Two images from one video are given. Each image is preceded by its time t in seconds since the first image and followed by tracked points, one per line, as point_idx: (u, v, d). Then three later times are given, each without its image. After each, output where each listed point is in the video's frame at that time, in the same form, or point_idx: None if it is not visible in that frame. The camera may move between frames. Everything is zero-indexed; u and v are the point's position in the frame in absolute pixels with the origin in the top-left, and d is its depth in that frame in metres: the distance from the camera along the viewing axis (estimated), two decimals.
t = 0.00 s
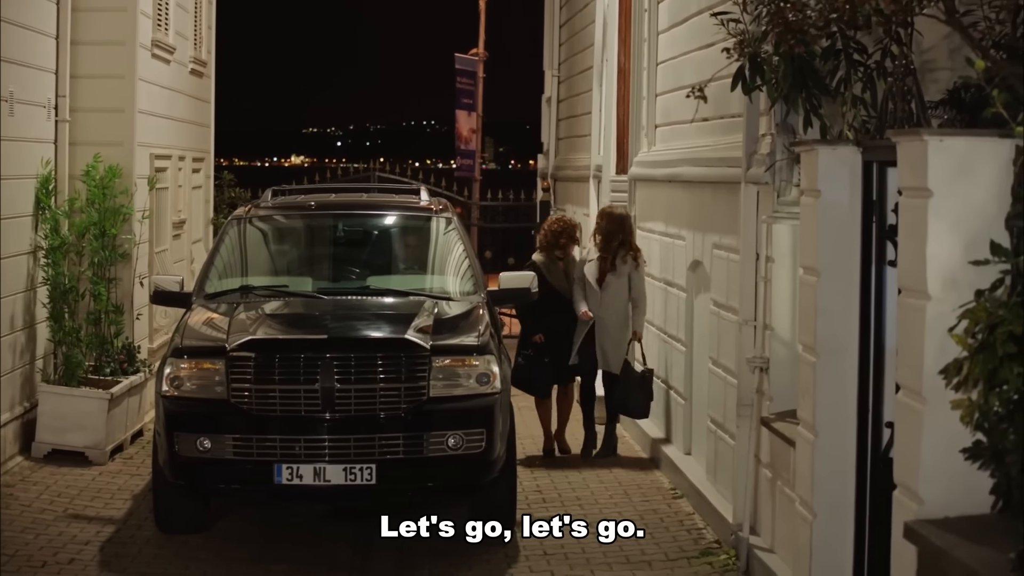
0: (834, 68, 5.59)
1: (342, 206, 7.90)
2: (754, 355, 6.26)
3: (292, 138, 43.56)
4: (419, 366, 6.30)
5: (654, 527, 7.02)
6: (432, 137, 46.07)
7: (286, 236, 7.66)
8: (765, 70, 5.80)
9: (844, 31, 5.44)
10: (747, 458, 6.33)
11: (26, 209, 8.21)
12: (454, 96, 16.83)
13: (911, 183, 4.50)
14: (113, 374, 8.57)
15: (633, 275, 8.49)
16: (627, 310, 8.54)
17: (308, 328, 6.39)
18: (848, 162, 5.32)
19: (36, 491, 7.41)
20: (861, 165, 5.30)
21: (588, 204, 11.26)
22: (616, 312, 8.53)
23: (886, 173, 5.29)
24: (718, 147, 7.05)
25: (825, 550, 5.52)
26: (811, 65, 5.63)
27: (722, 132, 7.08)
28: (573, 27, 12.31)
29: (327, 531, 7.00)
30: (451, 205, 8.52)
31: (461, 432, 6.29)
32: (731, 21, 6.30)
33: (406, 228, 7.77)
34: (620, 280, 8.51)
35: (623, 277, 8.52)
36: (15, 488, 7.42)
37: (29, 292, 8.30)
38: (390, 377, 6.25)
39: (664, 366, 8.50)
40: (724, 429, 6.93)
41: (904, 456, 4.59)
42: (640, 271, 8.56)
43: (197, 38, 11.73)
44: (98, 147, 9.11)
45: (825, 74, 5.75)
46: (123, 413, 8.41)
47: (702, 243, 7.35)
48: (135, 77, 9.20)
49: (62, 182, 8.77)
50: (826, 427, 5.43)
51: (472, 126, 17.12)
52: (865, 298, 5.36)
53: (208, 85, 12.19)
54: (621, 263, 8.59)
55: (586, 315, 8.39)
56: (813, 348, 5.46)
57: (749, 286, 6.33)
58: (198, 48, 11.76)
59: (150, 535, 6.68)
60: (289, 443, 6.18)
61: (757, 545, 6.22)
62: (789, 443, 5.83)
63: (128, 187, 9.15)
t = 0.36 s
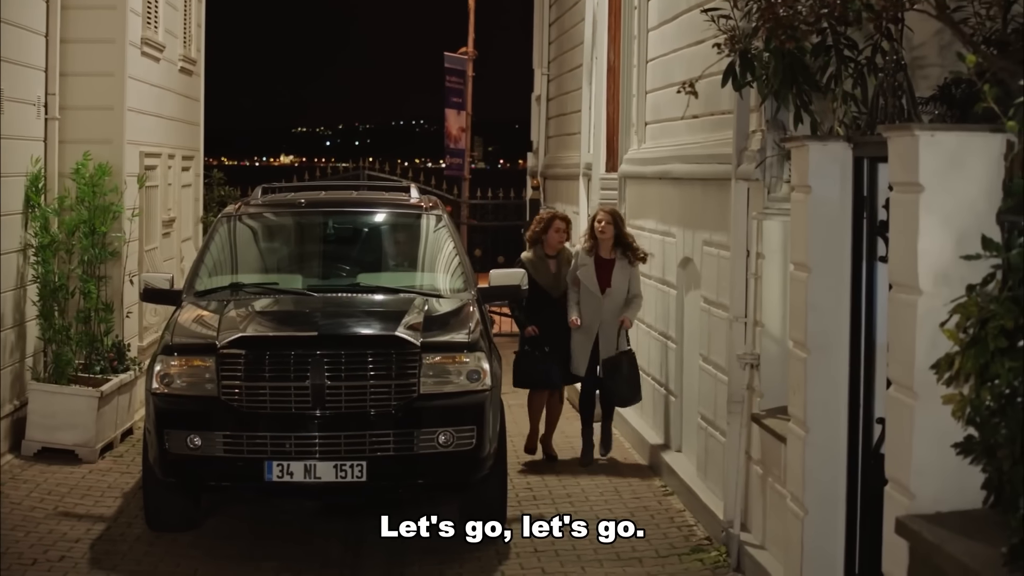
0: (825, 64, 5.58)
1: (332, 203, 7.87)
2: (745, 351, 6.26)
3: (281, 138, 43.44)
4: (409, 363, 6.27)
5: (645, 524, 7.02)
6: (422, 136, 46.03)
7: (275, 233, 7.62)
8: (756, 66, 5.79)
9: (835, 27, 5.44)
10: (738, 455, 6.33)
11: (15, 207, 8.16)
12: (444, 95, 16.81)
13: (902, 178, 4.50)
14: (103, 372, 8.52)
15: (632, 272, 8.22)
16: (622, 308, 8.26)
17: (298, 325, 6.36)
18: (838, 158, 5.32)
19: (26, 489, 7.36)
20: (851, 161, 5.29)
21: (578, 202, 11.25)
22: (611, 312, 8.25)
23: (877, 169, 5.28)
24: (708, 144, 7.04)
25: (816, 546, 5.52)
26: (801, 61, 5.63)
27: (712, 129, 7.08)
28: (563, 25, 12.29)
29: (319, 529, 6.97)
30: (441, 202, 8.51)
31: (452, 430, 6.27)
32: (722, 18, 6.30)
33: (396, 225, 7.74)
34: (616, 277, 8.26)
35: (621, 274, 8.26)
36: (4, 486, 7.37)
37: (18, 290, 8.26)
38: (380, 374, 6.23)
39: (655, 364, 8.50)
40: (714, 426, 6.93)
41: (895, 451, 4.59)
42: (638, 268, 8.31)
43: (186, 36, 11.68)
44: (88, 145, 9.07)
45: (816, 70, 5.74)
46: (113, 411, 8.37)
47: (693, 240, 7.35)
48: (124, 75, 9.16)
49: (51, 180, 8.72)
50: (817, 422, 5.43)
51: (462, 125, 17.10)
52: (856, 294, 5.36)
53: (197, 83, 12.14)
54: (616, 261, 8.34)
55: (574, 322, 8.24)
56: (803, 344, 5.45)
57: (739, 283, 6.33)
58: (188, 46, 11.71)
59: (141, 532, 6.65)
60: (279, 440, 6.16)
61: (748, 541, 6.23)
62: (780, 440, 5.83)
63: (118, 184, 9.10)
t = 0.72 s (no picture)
0: (820, 59, 5.59)
1: (328, 200, 7.86)
2: (741, 347, 6.26)
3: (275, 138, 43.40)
4: (405, 360, 6.27)
5: (641, 521, 7.01)
6: (416, 135, 46.01)
7: (270, 231, 7.60)
8: (751, 62, 5.79)
9: (831, 23, 5.45)
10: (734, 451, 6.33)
11: (10, 205, 8.14)
12: (438, 93, 16.80)
13: (898, 172, 4.49)
14: (98, 370, 8.50)
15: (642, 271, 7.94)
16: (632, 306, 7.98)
17: (294, 322, 6.35)
18: (834, 155, 5.31)
19: (22, 486, 7.33)
20: (847, 156, 5.29)
21: (573, 200, 11.24)
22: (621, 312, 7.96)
23: (872, 164, 5.28)
24: (704, 140, 7.04)
25: (812, 541, 5.52)
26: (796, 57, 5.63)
27: (707, 125, 7.08)
28: (558, 24, 12.30)
29: (314, 525, 6.96)
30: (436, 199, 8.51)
31: (447, 426, 6.26)
32: (717, 14, 6.30)
33: (392, 222, 7.73)
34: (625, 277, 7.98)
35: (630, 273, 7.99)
36: None
37: (13, 287, 8.24)
38: (375, 370, 6.22)
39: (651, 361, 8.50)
40: (710, 422, 6.94)
41: (893, 446, 4.58)
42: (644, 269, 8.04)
43: (181, 34, 11.67)
44: (83, 142, 9.06)
45: (811, 66, 5.75)
46: (108, 409, 8.34)
47: (688, 237, 7.35)
48: (119, 72, 9.15)
49: (46, 178, 8.71)
50: (814, 418, 5.43)
51: (456, 123, 17.10)
52: (852, 290, 5.36)
53: (191, 81, 12.12)
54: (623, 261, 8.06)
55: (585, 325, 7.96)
56: (800, 340, 5.45)
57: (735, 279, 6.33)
58: (183, 44, 11.70)
59: (136, 529, 6.62)
60: (275, 437, 6.14)
61: (744, 537, 6.23)
62: (777, 436, 5.83)
63: (113, 182, 9.09)
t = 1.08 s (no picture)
0: (818, 56, 5.59)
1: (325, 197, 7.85)
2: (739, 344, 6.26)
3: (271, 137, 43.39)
4: (403, 356, 6.26)
5: (638, 518, 7.00)
6: (412, 135, 46.00)
7: (268, 228, 7.60)
8: (748, 58, 5.79)
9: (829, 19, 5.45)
10: (731, 447, 6.33)
11: (8, 203, 8.12)
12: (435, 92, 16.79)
13: (897, 167, 4.49)
14: (95, 367, 8.49)
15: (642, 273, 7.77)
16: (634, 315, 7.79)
17: (292, 318, 6.34)
18: (832, 151, 5.32)
19: (19, 483, 7.32)
20: (845, 152, 5.30)
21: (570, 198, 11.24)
22: (623, 316, 7.75)
23: (870, 160, 5.27)
24: (702, 137, 7.04)
25: (811, 537, 5.52)
26: (794, 53, 5.63)
27: (705, 122, 7.08)
28: (555, 22, 12.30)
29: (312, 522, 6.96)
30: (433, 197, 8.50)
31: (445, 423, 6.26)
32: (715, 10, 6.31)
33: (389, 219, 7.73)
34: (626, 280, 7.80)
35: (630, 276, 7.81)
36: None
37: (10, 285, 8.23)
38: (373, 367, 6.22)
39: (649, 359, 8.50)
40: (707, 418, 6.96)
41: (891, 440, 4.58)
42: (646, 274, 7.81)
43: (179, 32, 11.66)
44: (80, 140, 9.04)
45: (809, 62, 5.75)
46: (105, 406, 8.33)
47: (685, 234, 7.35)
48: (117, 70, 9.12)
49: (44, 176, 8.71)
50: (812, 414, 5.43)
51: (453, 122, 17.09)
52: (850, 286, 5.36)
53: (188, 79, 12.11)
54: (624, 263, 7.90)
55: (596, 329, 7.63)
56: (797, 336, 5.45)
57: (732, 276, 6.33)
58: (180, 42, 11.69)
59: (134, 526, 6.61)
60: (273, 433, 6.13)
61: (742, 534, 6.23)
62: (775, 432, 5.83)
63: (111, 180, 9.08)
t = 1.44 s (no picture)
0: (816, 49, 5.58)
1: (323, 192, 7.84)
2: (737, 338, 6.26)
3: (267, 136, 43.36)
4: (401, 350, 6.25)
5: (636, 513, 7.00)
6: (408, 133, 45.98)
7: (265, 223, 7.59)
8: (747, 51, 5.78)
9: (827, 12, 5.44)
10: (729, 441, 6.34)
11: (5, 199, 8.10)
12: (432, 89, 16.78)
13: (896, 159, 4.49)
14: (93, 363, 8.47)
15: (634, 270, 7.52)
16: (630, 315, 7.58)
17: (290, 313, 6.33)
18: (830, 143, 5.31)
19: (17, 479, 7.30)
20: (843, 145, 5.29)
21: (568, 193, 11.24)
22: (617, 317, 7.54)
23: (869, 152, 5.25)
24: (699, 132, 7.05)
25: (808, 530, 5.52)
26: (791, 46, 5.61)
27: (702, 117, 7.08)
28: (552, 19, 12.29)
29: (310, 517, 6.95)
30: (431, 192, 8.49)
31: (443, 417, 6.25)
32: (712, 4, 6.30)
33: (386, 214, 7.71)
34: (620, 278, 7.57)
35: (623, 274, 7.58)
36: None
37: (7, 281, 8.21)
38: (371, 361, 6.21)
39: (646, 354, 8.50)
40: (706, 413, 6.96)
41: (890, 432, 4.58)
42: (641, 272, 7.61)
43: (176, 28, 11.64)
44: (78, 136, 9.03)
45: (807, 56, 5.75)
46: (103, 402, 8.31)
47: (683, 229, 7.35)
48: (114, 65, 9.10)
49: (41, 171, 8.70)
50: (810, 407, 5.42)
51: (450, 119, 17.08)
52: (848, 279, 5.34)
53: (185, 76, 12.09)
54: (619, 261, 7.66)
55: (580, 329, 7.46)
56: (796, 329, 5.44)
57: (730, 270, 6.33)
58: (177, 38, 11.67)
59: (132, 521, 6.60)
60: (271, 428, 6.13)
61: (740, 528, 6.23)
62: (773, 425, 5.82)
63: (108, 175, 9.06)
